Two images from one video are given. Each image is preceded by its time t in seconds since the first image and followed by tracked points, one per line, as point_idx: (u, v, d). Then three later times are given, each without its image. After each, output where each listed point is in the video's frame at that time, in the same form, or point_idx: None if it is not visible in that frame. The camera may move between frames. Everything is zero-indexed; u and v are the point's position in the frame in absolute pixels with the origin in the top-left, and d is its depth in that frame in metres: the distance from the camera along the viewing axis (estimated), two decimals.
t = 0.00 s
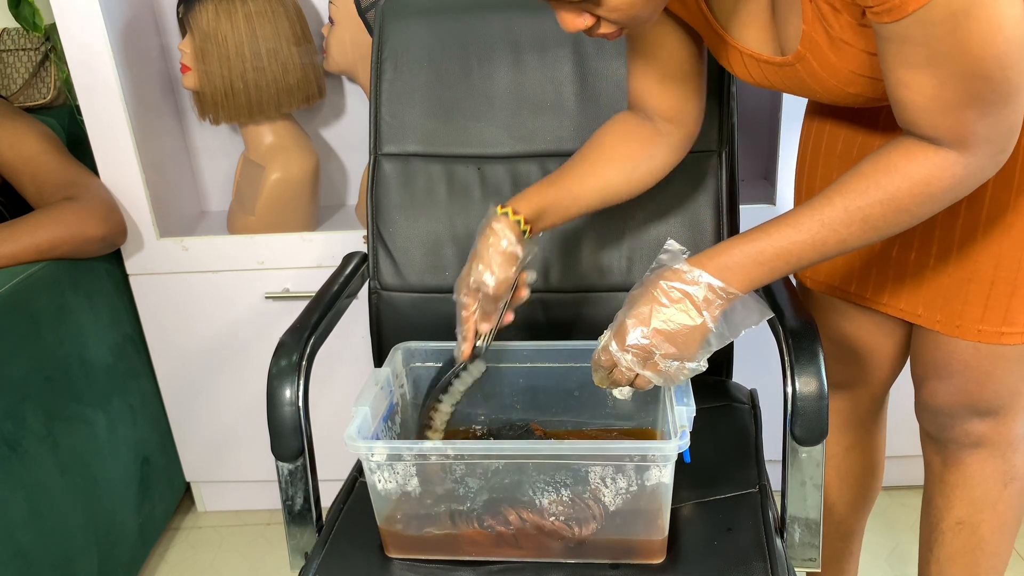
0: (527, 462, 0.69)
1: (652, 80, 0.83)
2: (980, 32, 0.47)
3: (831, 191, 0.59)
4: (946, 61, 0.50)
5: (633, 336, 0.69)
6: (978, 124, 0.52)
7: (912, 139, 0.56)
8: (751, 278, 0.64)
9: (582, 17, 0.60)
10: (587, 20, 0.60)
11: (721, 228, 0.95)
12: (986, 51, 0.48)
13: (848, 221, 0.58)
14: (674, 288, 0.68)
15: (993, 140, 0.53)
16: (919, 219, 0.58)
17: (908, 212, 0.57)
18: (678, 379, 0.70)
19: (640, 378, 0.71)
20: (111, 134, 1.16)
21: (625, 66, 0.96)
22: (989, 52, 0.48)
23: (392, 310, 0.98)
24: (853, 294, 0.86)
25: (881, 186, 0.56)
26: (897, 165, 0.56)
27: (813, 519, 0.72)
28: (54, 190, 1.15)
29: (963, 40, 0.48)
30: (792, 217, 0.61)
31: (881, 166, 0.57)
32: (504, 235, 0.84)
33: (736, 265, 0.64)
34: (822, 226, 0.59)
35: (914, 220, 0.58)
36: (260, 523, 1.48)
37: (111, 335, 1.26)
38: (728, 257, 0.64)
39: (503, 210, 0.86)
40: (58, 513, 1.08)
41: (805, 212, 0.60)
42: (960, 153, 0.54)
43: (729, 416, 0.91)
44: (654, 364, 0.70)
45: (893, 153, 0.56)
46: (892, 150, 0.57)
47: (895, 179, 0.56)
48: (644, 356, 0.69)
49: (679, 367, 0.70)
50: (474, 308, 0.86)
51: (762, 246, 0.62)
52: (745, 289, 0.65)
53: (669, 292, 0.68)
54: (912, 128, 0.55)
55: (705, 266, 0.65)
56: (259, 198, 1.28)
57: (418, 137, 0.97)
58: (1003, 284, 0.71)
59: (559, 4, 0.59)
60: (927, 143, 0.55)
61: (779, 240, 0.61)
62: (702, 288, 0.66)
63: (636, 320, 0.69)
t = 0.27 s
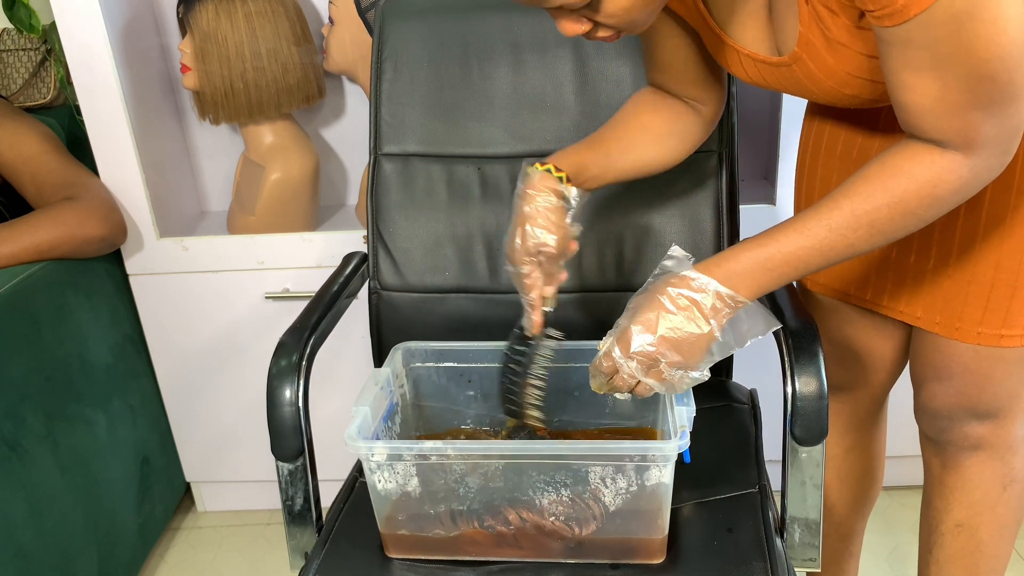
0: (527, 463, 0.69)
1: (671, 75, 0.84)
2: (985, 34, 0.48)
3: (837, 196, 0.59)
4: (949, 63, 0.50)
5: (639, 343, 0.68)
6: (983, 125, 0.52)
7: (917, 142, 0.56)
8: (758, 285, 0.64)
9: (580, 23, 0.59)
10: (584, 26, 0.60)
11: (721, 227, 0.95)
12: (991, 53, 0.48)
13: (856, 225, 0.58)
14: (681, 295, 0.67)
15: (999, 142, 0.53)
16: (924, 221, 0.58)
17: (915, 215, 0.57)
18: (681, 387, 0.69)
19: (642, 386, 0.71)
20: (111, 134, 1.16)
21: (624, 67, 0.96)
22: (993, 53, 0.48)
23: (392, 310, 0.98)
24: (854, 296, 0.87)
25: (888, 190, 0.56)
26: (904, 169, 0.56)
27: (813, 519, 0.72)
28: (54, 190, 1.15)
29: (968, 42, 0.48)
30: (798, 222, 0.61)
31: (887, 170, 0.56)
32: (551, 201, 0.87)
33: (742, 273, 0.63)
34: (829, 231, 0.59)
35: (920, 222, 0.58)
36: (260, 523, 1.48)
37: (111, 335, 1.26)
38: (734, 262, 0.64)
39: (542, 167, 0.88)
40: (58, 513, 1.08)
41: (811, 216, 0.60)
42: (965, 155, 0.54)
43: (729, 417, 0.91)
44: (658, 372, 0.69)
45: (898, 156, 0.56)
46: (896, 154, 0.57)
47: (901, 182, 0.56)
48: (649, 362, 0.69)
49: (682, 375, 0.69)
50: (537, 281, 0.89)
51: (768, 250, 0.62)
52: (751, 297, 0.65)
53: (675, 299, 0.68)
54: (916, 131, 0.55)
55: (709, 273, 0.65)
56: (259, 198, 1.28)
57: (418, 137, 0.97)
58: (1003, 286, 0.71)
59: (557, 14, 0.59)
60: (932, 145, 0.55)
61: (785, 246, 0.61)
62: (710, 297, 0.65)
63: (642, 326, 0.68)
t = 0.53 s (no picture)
0: (527, 462, 0.69)
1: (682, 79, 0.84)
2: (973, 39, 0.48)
3: (825, 200, 0.59)
4: (937, 68, 0.50)
5: (624, 344, 0.69)
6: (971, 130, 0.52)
7: (905, 147, 0.56)
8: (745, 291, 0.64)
9: (576, 30, 0.60)
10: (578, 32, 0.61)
11: (721, 227, 0.95)
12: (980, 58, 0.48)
13: (844, 229, 0.58)
14: (668, 299, 0.67)
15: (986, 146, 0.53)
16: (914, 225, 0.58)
17: (903, 220, 0.57)
18: (664, 389, 0.70)
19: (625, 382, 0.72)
20: (111, 134, 1.16)
21: (625, 67, 0.96)
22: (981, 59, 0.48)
23: (392, 310, 0.98)
24: (855, 298, 0.86)
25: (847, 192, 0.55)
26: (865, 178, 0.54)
27: (813, 519, 0.72)
28: (54, 190, 1.15)
29: (957, 47, 0.48)
30: (786, 225, 0.61)
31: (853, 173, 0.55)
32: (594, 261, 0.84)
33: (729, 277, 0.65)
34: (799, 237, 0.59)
35: (910, 227, 0.58)
36: (260, 523, 1.48)
37: (111, 335, 1.26)
38: (722, 264, 0.64)
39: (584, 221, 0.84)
40: (58, 512, 1.08)
41: (799, 220, 0.60)
42: (954, 160, 0.54)
43: (729, 417, 0.91)
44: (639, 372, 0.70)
45: (886, 160, 0.57)
46: (885, 158, 0.57)
47: (888, 187, 0.56)
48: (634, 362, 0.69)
49: (666, 377, 0.70)
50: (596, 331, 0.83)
51: (756, 254, 0.62)
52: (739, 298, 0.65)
53: (662, 302, 0.68)
54: (905, 136, 0.55)
55: (697, 276, 0.65)
56: (259, 198, 1.28)
57: (418, 137, 0.97)
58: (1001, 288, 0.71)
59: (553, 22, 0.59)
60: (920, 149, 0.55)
61: (773, 249, 0.61)
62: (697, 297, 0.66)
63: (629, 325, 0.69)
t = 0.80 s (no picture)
0: (527, 463, 0.69)
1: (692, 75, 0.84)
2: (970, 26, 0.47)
3: (827, 191, 0.59)
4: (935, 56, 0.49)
5: (624, 335, 0.68)
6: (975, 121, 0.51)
7: (908, 138, 0.56)
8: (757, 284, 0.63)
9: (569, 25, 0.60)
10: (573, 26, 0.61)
11: (721, 227, 0.95)
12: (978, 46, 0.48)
13: (845, 221, 0.58)
14: (670, 289, 0.67)
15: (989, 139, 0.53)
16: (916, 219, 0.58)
17: (905, 213, 0.57)
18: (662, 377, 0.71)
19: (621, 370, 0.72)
20: (111, 134, 1.16)
21: (625, 67, 0.96)
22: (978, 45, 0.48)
23: (392, 310, 0.98)
24: (861, 299, 0.86)
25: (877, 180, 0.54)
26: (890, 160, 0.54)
27: (813, 519, 0.72)
28: (53, 190, 1.15)
29: (953, 35, 0.48)
30: (787, 216, 0.61)
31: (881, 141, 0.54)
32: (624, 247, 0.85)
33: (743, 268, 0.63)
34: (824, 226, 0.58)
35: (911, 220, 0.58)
36: (260, 523, 1.48)
37: (111, 335, 1.26)
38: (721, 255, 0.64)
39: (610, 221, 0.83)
40: (58, 512, 1.08)
41: (801, 211, 0.60)
42: (957, 152, 0.54)
43: (729, 416, 0.91)
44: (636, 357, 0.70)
45: (889, 152, 0.56)
46: (888, 149, 0.57)
47: (890, 178, 0.56)
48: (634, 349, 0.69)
49: (665, 367, 0.71)
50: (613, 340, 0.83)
51: (758, 245, 0.62)
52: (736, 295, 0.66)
53: (663, 292, 0.68)
54: (907, 127, 0.55)
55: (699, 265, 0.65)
56: (259, 198, 1.28)
57: (418, 136, 0.97)
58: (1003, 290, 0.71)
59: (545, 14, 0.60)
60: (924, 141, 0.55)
61: (773, 240, 0.61)
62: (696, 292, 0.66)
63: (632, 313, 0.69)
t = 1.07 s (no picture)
0: (527, 463, 0.69)
1: (702, 69, 0.84)
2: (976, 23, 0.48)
3: (838, 191, 0.59)
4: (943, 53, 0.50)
5: (631, 332, 0.68)
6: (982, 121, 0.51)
7: (918, 137, 0.56)
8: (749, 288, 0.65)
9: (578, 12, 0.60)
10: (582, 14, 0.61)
11: (721, 227, 0.95)
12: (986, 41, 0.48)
13: (856, 222, 0.58)
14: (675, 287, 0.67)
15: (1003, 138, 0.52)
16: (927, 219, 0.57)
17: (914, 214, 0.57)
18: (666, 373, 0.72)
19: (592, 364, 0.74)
20: (111, 133, 1.16)
21: (625, 67, 0.96)
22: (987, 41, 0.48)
23: (391, 310, 0.98)
24: (871, 301, 0.86)
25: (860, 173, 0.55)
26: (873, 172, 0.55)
27: (813, 519, 0.72)
28: (53, 190, 1.15)
29: (958, 30, 0.48)
30: (795, 214, 0.61)
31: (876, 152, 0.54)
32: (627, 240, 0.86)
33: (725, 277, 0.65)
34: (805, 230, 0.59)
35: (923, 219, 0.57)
36: (260, 523, 1.48)
37: (111, 335, 1.26)
38: (728, 252, 0.64)
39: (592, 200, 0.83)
40: (58, 512, 1.08)
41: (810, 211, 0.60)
42: (967, 152, 0.53)
43: (729, 416, 0.91)
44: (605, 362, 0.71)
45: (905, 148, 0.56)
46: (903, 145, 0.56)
47: (902, 177, 0.56)
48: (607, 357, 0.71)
49: (669, 364, 0.71)
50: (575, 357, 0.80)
51: (766, 245, 0.62)
52: (738, 292, 0.66)
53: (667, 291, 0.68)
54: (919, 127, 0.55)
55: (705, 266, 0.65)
56: (259, 198, 1.28)
57: (418, 136, 0.97)
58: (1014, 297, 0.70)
59: None
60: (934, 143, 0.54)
61: (779, 241, 0.61)
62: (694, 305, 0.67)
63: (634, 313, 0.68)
